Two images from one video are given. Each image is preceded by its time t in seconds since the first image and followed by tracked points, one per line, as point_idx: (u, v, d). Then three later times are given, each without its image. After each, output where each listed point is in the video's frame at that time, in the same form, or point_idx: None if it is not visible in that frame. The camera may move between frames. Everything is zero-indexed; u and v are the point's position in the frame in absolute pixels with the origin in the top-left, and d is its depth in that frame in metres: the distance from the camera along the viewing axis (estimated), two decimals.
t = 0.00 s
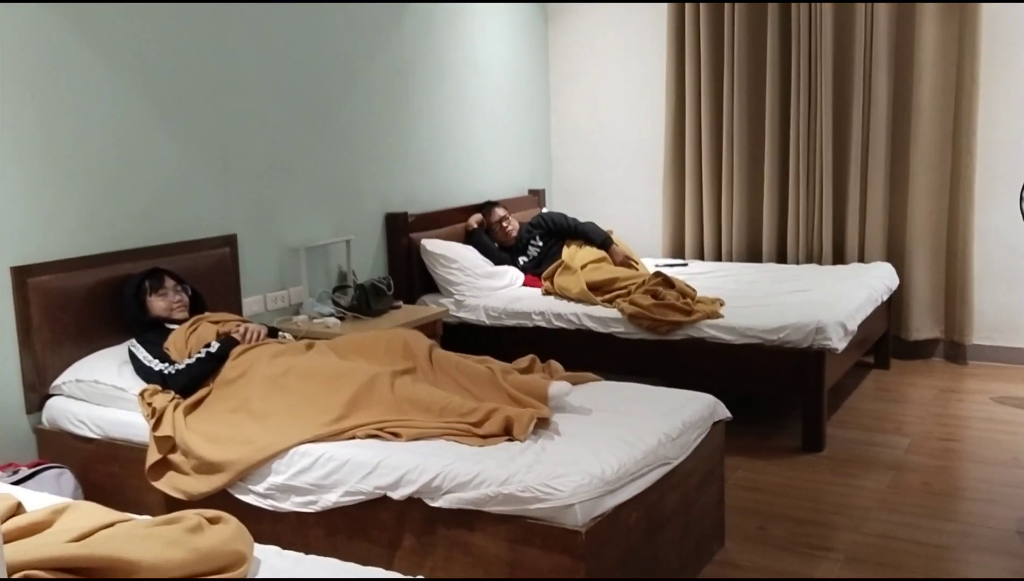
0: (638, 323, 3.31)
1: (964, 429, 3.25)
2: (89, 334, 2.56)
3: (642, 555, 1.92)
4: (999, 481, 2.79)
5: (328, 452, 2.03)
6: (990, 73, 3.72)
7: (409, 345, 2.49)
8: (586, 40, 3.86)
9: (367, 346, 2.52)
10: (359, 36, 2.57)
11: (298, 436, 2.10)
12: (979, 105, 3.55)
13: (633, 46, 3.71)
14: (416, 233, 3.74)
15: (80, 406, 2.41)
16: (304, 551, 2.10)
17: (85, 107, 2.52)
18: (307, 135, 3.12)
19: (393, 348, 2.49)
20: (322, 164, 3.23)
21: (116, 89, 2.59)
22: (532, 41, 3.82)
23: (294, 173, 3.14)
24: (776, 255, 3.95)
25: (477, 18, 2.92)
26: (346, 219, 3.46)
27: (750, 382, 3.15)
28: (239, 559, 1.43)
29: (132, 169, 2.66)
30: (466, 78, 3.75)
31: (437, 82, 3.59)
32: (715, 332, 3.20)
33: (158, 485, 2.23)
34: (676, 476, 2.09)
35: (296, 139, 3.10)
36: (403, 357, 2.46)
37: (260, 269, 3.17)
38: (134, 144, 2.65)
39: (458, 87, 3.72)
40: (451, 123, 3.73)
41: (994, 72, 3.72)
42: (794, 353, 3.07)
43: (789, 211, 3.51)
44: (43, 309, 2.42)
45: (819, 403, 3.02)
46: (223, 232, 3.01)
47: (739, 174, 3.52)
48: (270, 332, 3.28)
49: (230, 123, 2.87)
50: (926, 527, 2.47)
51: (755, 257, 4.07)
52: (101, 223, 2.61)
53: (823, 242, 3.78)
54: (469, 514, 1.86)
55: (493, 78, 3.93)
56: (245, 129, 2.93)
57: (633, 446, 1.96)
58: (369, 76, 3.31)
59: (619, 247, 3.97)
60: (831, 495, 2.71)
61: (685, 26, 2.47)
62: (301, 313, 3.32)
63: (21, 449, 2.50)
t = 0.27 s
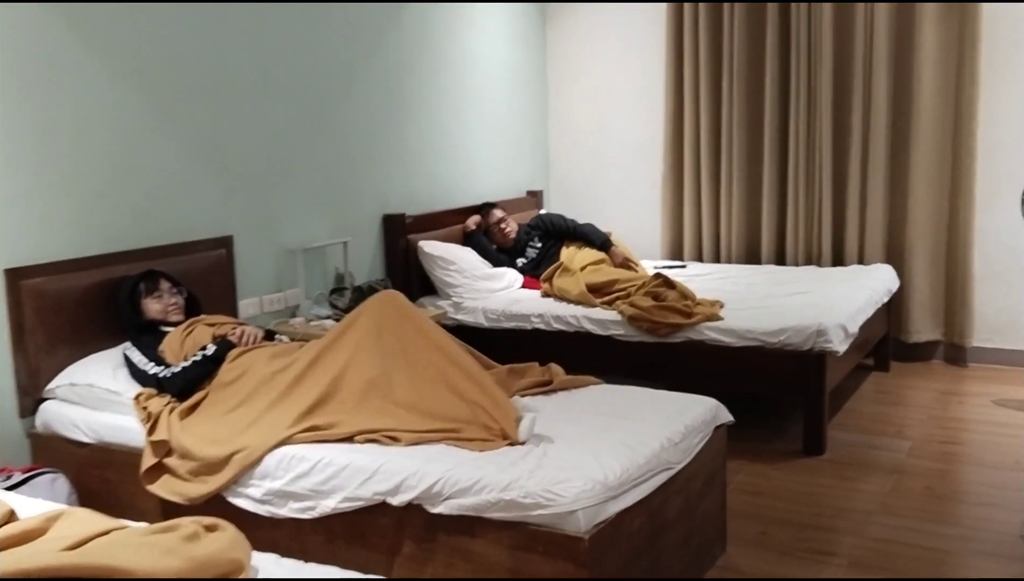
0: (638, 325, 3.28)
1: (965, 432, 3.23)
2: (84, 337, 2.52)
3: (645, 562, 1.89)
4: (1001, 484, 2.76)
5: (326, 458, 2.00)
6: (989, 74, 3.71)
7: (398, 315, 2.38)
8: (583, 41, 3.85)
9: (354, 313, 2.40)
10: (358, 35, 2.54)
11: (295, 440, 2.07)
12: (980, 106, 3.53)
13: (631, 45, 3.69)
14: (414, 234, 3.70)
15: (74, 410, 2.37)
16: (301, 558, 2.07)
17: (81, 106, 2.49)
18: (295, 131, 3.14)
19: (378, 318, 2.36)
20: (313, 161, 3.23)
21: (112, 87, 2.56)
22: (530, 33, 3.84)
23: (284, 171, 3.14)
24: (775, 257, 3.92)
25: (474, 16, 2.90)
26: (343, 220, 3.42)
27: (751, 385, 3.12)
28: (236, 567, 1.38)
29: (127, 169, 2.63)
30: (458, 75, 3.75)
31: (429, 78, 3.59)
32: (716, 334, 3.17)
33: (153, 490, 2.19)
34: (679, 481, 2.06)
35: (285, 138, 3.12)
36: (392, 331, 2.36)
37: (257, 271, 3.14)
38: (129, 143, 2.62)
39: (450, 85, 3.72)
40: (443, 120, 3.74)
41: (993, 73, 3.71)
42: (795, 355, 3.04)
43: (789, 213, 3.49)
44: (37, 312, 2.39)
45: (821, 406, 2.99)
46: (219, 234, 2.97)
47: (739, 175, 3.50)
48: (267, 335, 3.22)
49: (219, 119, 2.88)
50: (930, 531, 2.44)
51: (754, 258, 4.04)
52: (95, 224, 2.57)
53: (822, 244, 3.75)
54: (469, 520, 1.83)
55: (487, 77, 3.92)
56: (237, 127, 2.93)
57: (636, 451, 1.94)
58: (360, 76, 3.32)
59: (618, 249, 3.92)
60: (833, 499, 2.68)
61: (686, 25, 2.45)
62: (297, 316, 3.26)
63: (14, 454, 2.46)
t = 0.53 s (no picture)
0: (639, 330, 3.26)
1: (968, 438, 3.20)
2: (79, 342, 2.49)
3: (649, 572, 1.86)
4: (1005, 491, 2.74)
5: (325, 465, 1.97)
6: (990, 77, 3.70)
7: (400, 323, 2.39)
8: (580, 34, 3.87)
9: (357, 316, 2.41)
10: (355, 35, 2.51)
11: (294, 448, 2.05)
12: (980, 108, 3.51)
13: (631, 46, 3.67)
14: (414, 237, 3.67)
15: (69, 416, 2.34)
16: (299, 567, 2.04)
17: (77, 107, 2.46)
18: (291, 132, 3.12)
19: (381, 322, 2.37)
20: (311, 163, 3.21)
21: (109, 89, 2.53)
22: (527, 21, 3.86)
23: (282, 173, 3.12)
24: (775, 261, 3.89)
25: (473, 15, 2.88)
26: (341, 223, 3.39)
27: (753, 390, 3.10)
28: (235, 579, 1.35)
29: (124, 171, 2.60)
30: (455, 75, 3.74)
31: (425, 77, 3.59)
32: (717, 339, 3.15)
33: (149, 498, 2.16)
34: (683, 489, 2.03)
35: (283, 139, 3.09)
36: (392, 339, 2.37)
37: (254, 274, 3.11)
38: (125, 146, 2.60)
39: (447, 84, 3.72)
40: (439, 120, 3.73)
41: (993, 76, 3.70)
42: (797, 361, 3.02)
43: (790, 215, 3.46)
44: (32, 316, 2.36)
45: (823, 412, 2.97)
46: (216, 236, 2.93)
47: (739, 178, 3.47)
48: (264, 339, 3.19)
49: (217, 122, 2.86)
50: (934, 539, 2.42)
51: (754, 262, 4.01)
52: (91, 227, 2.54)
53: (823, 247, 3.72)
54: (471, 530, 1.81)
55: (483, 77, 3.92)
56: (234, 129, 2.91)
57: (640, 459, 1.91)
58: (359, 78, 3.31)
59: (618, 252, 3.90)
60: (836, 506, 2.65)
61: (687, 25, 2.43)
62: (295, 320, 3.23)
63: (8, 460, 2.43)
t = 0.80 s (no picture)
0: (649, 331, 3.23)
1: (981, 442, 3.17)
2: (86, 340, 2.47)
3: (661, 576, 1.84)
4: (1019, 496, 2.71)
5: (334, 466, 1.95)
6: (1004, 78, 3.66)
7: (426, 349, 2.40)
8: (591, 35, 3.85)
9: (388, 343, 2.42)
10: (365, 34, 2.50)
11: (302, 448, 2.02)
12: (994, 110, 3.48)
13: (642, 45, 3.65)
14: (422, 236, 3.66)
15: (76, 415, 2.33)
16: (307, 568, 2.02)
17: (86, 104, 2.45)
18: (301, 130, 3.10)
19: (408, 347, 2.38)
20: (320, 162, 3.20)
21: (118, 86, 2.52)
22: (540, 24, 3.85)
23: (292, 172, 3.11)
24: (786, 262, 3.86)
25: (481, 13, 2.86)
26: (350, 222, 3.37)
27: (764, 392, 3.07)
28: None
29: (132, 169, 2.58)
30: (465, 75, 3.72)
31: (435, 78, 3.57)
32: (727, 341, 3.12)
33: (156, 497, 2.14)
34: (695, 493, 2.01)
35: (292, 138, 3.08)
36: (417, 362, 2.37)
37: (263, 272, 3.09)
38: (134, 143, 2.58)
39: (457, 84, 3.70)
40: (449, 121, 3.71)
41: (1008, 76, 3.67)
42: (809, 363, 2.99)
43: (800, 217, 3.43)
44: (40, 314, 2.34)
45: (835, 414, 2.93)
46: (225, 235, 2.92)
47: (750, 178, 3.44)
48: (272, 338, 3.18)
49: (227, 121, 2.84)
50: (948, 544, 2.39)
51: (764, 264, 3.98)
52: (99, 225, 2.53)
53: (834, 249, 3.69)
54: (482, 533, 1.78)
55: (494, 78, 3.90)
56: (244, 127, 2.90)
57: (653, 462, 1.88)
58: (368, 75, 3.29)
59: (628, 253, 3.89)
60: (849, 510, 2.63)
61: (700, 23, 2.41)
62: (303, 319, 3.22)
63: (14, 458, 2.41)
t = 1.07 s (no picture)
0: (661, 334, 3.22)
1: (995, 449, 3.14)
2: (98, 337, 2.48)
3: None
4: None
5: (344, 467, 1.94)
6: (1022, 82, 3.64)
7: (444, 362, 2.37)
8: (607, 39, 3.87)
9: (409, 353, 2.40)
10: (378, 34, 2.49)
11: (312, 448, 2.02)
12: (1011, 114, 3.45)
13: (657, 47, 3.63)
14: (434, 237, 3.65)
15: (87, 412, 2.33)
16: (317, 568, 2.01)
17: (100, 102, 2.45)
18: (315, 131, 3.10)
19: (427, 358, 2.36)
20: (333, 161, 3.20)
21: (132, 84, 2.52)
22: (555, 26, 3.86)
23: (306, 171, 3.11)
24: (800, 265, 3.84)
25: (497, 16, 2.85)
26: (362, 221, 3.37)
27: (778, 396, 3.05)
28: None
29: (146, 167, 2.59)
30: (478, 76, 3.73)
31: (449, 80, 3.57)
32: (740, 344, 3.10)
33: (167, 496, 2.14)
34: (707, 498, 1.99)
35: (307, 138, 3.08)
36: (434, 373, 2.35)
37: (275, 271, 3.09)
38: (148, 141, 2.59)
39: (471, 85, 3.71)
40: (463, 121, 3.72)
41: None
42: (822, 367, 2.97)
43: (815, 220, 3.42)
44: (51, 311, 2.35)
45: (849, 419, 2.91)
46: (238, 233, 2.92)
47: (764, 181, 3.43)
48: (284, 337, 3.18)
49: (241, 119, 2.85)
50: (962, 552, 2.36)
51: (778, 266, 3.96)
52: (113, 223, 2.53)
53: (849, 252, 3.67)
54: (492, 535, 1.77)
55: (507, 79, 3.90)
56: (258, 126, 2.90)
57: (664, 466, 1.87)
58: (381, 75, 3.28)
59: (641, 254, 3.87)
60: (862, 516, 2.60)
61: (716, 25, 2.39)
62: (316, 318, 3.20)
63: (26, 455, 2.42)
